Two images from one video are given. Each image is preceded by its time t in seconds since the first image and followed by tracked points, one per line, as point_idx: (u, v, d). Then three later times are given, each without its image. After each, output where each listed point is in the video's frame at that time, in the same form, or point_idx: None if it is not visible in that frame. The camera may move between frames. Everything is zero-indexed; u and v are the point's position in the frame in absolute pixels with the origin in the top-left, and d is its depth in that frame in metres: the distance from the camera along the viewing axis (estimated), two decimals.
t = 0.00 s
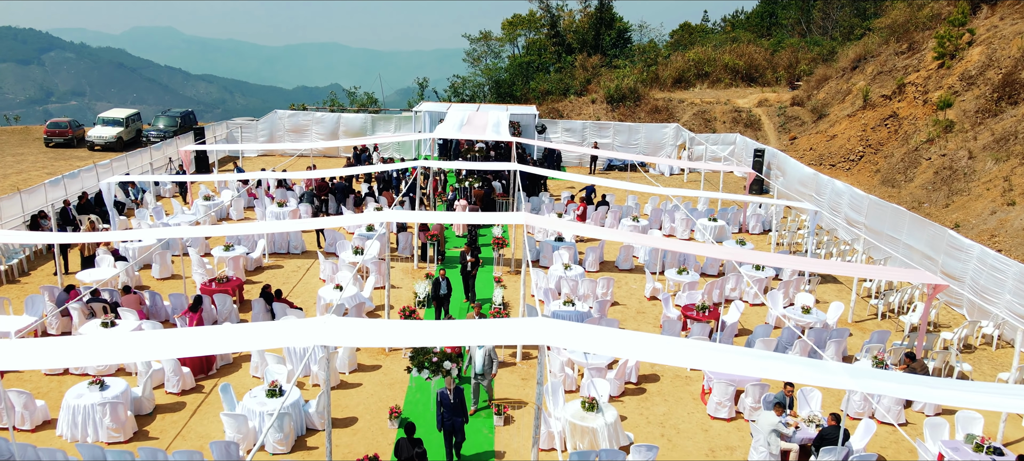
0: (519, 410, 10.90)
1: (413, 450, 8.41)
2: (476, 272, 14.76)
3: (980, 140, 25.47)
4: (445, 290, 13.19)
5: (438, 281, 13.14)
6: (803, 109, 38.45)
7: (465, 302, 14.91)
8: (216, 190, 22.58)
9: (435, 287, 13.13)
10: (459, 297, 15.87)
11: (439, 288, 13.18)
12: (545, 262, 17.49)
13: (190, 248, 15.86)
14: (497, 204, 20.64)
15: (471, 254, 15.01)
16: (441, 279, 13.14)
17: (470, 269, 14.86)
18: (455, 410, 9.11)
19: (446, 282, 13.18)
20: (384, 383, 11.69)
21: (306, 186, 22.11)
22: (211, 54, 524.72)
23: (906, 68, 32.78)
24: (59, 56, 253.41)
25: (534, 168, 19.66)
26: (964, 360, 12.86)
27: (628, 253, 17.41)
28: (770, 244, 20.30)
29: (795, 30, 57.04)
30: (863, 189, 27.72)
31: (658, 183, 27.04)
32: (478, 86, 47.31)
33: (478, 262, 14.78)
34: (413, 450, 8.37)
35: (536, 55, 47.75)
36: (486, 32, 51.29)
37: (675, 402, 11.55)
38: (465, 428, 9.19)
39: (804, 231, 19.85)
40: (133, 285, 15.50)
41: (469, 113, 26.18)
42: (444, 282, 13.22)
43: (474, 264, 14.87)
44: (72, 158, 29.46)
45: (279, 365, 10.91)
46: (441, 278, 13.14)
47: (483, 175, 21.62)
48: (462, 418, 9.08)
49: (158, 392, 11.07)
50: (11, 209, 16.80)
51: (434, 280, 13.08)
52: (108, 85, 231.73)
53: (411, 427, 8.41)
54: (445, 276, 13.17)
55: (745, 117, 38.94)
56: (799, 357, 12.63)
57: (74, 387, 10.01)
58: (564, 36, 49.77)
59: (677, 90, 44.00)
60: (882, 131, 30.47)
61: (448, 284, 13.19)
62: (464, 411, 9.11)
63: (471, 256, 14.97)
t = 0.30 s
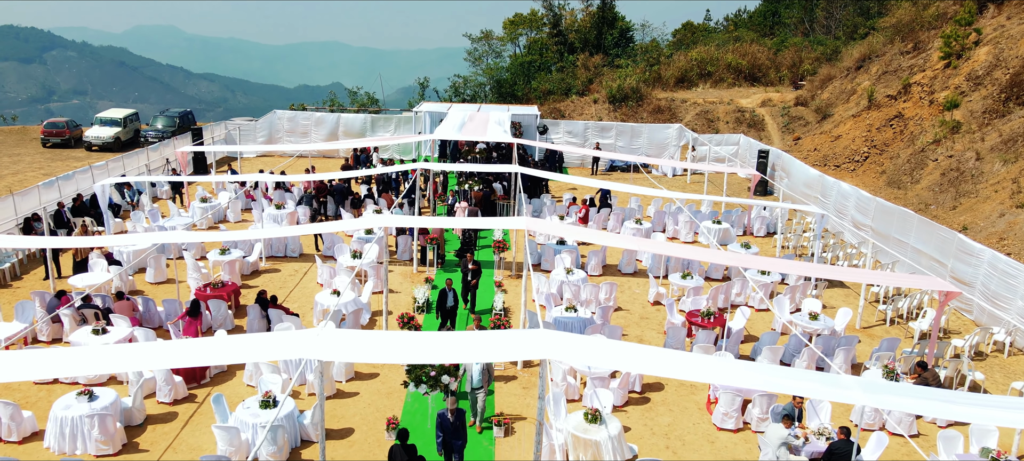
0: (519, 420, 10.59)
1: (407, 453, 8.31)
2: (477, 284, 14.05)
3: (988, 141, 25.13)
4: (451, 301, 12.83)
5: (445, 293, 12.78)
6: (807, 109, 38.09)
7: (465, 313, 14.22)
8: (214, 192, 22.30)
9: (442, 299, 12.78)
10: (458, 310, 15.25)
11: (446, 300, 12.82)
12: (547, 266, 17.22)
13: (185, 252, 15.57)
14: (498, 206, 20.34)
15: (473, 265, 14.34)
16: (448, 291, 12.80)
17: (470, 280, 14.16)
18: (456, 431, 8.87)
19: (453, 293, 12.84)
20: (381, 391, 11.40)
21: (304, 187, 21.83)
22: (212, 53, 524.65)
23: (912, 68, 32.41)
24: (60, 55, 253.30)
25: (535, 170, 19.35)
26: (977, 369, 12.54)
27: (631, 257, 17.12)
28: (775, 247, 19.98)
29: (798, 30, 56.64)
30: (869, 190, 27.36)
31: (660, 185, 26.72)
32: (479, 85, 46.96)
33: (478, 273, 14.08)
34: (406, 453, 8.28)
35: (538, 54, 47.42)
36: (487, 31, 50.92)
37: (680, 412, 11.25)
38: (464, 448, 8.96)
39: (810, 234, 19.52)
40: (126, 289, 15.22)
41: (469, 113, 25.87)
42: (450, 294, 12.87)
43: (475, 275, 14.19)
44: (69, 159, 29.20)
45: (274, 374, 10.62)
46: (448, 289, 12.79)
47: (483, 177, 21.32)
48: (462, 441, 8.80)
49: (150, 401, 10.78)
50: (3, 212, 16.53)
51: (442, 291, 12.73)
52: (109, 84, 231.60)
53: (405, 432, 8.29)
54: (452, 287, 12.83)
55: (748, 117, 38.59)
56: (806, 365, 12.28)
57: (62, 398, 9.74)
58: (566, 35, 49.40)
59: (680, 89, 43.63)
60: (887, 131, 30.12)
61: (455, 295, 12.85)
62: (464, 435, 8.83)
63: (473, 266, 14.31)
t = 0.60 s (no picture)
0: (518, 425, 10.30)
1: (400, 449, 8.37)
2: (474, 285, 13.50)
3: (995, 136, 24.78)
4: (455, 305, 12.52)
5: (449, 296, 12.45)
6: (811, 103, 37.69)
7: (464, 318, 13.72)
8: (210, 187, 21.99)
9: (446, 303, 12.45)
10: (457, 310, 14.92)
11: (450, 303, 12.50)
12: (548, 263, 16.91)
13: (179, 249, 15.29)
14: (498, 202, 20.01)
15: (470, 266, 13.85)
16: (452, 294, 12.47)
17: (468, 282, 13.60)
18: (457, 450, 8.48)
19: (456, 296, 12.52)
20: (377, 394, 11.11)
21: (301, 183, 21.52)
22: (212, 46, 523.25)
23: (918, 61, 31.97)
24: (60, 47, 252.58)
25: (535, 166, 19.03)
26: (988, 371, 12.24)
27: (634, 254, 16.82)
28: (780, 244, 19.65)
29: (802, 22, 56.12)
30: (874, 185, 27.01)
31: (663, 180, 26.40)
32: (480, 79, 46.55)
33: (476, 274, 13.56)
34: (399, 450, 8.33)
35: (539, 48, 46.97)
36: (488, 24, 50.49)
37: (684, 416, 10.96)
38: None
39: (815, 230, 19.19)
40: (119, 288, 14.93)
41: (469, 107, 25.52)
42: (454, 297, 12.56)
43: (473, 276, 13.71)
44: (65, 153, 28.90)
45: (266, 378, 10.32)
46: (451, 292, 12.47)
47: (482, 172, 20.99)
48: None
49: (140, 405, 10.51)
50: None
51: (445, 295, 12.41)
52: (109, 77, 231.08)
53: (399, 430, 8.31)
54: (456, 290, 12.51)
55: (752, 111, 38.19)
56: (813, 367, 11.96)
57: (48, 403, 9.41)
58: (568, 28, 48.93)
59: (683, 83, 43.22)
60: (892, 126, 29.75)
61: (458, 298, 12.54)
62: (465, 454, 8.46)
63: (470, 267, 13.84)
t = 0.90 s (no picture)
0: (519, 428, 10.03)
1: (399, 448, 8.16)
2: (473, 287, 13.07)
3: (1004, 129, 24.41)
4: (457, 312, 12.20)
5: (450, 303, 12.08)
6: (815, 95, 37.28)
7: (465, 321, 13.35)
8: (206, 181, 21.68)
9: (448, 309, 12.10)
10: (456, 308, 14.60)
11: (452, 309, 12.16)
12: (549, 260, 16.57)
13: (173, 245, 14.99)
14: (498, 197, 19.71)
15: (467, 268, 13.30)
16: (454, 300, 12.11)
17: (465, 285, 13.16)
18: None
19: (458, 302, 12.18)
20: (374, 396, 10.87)
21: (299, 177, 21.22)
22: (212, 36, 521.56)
23: (924, 53, 31.52)
24: (59, 38, 251.86)
25: (536, 160, 18.69)
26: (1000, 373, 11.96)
27: (636, 250, 16.54)
28: (785, 240, 19.33)
29: (806, 13, 55.55)
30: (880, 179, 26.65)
31: (666, 174, 26.06)
32: (481, 70, 46.11)
33: (473, 276, 13.07)
34: (399, 447, 8.12)
35: (540, 39, 46.45)
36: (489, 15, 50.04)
37: (689, 420, 10.69)
38: None
39: (821, 225, 18.87)
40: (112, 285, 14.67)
41: (469, 100, 25.15)
42: (456, 303, 12.21)
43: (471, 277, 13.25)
44: (61, 146, 28.61)
45: (260, 380, 10.06)
46: (453, 298, 12.11)
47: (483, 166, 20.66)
48: None
49: (131, 409, 10.26)
50: None
51: (447, 301, 12.05)
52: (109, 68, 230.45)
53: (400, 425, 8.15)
54: (458, 295, 12.16)
55: (755, 103, 37.78)
56: (821, 368, 11.71)
57: (35, 407, 9.11)
58: (570, 18, 48.42)
59: (685, 74, 42.76)
60: (898, 118, 29.36)
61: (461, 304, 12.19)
62: None
63: (467, 269, 13.32)
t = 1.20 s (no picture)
0: (520, 432, 9.76)
1: (398, 445, 8.24)
2: (474, 291, 12.51)
3: (1012, 122, 24.04)
4: (460, 314, 11.62)
5: (453, 306, 11.51)
6: (820, 87, 36.84)
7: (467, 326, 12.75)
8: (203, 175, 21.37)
9: (450, 312, 11.52)
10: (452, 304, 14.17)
11: (454, 312, 11.59)
12: (551, 256, 16.30)
13: (168, 242, 14.69)
14: (499, 192, 19.39)
15: (467, 271, 12.69)
16: (456, 303, 11.55)
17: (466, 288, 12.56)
18: None
19: (461, 304, 11.61)
20: (372, 399, 10.62)
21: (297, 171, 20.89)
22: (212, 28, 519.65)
23: (931, 45, 31.07)
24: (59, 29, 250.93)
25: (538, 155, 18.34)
26: (1013, 374, 11.66)
27: (640, 247, 16.26)
28: (790, 235, 19.01)
29: (810, 4, 54.98)
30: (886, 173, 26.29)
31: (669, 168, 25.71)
32: (482, 62, 45.62)
33: (474, 279, 12.51)
34: (398, 445, 8.21)
35: (541, 30, 45.96)
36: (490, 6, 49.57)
37: (694, 424, 10.43)
38: None
39: (828, 221, 18.53)
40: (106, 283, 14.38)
41: (469, 93, 24.78)
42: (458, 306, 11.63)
43: (471, 280, 12.68)
44: (57, 139, 28.28)
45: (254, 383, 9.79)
46: (456, 301, 11.54)
47: (483, 161, 20.34)
48: None
49: (123, 412, 10.01)
50: None
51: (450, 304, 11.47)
52: (109, 59, 229.66)
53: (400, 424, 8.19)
54: (461, 297, 11.58)
55: (759, 95, 37.33)
56: (830, 369, 11.44)
57: (21, 412, 8.84)
58: (572, 10, 47.88)
59: (688, 66, 42.28)
60: (905, 111, 28.97)
61: (464, 306, 11.62)
62: None
63: (467, 273, 12.72)
